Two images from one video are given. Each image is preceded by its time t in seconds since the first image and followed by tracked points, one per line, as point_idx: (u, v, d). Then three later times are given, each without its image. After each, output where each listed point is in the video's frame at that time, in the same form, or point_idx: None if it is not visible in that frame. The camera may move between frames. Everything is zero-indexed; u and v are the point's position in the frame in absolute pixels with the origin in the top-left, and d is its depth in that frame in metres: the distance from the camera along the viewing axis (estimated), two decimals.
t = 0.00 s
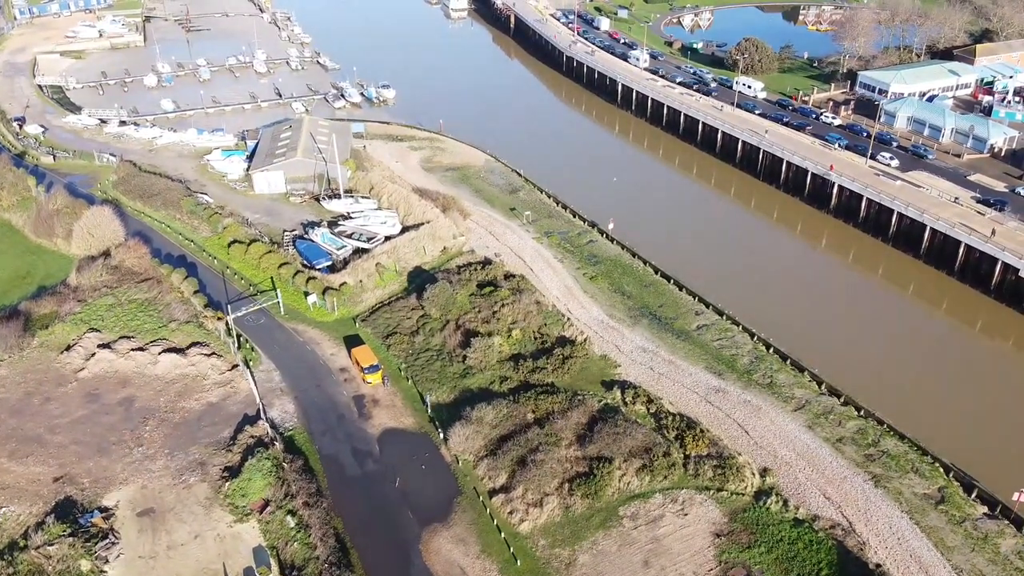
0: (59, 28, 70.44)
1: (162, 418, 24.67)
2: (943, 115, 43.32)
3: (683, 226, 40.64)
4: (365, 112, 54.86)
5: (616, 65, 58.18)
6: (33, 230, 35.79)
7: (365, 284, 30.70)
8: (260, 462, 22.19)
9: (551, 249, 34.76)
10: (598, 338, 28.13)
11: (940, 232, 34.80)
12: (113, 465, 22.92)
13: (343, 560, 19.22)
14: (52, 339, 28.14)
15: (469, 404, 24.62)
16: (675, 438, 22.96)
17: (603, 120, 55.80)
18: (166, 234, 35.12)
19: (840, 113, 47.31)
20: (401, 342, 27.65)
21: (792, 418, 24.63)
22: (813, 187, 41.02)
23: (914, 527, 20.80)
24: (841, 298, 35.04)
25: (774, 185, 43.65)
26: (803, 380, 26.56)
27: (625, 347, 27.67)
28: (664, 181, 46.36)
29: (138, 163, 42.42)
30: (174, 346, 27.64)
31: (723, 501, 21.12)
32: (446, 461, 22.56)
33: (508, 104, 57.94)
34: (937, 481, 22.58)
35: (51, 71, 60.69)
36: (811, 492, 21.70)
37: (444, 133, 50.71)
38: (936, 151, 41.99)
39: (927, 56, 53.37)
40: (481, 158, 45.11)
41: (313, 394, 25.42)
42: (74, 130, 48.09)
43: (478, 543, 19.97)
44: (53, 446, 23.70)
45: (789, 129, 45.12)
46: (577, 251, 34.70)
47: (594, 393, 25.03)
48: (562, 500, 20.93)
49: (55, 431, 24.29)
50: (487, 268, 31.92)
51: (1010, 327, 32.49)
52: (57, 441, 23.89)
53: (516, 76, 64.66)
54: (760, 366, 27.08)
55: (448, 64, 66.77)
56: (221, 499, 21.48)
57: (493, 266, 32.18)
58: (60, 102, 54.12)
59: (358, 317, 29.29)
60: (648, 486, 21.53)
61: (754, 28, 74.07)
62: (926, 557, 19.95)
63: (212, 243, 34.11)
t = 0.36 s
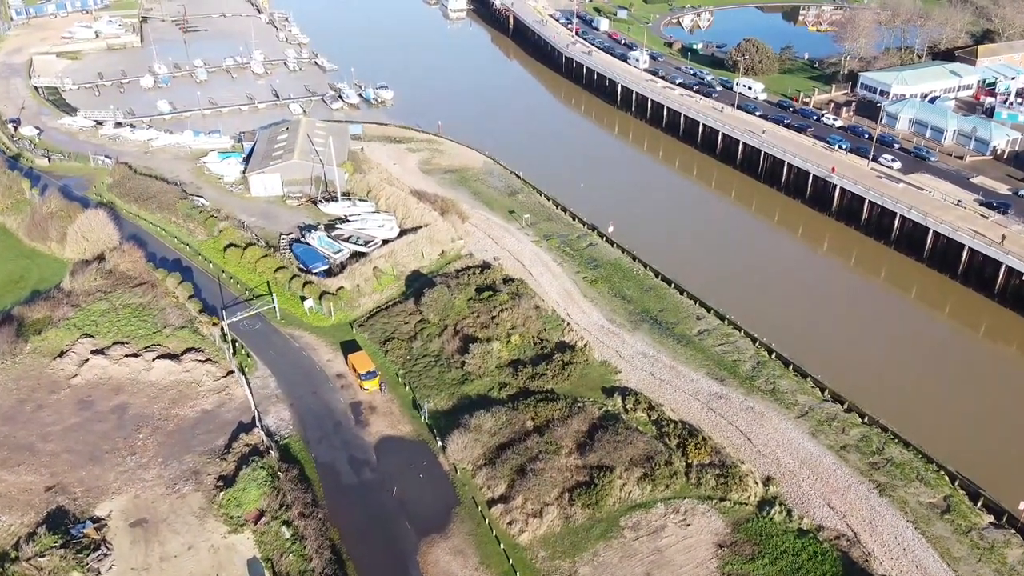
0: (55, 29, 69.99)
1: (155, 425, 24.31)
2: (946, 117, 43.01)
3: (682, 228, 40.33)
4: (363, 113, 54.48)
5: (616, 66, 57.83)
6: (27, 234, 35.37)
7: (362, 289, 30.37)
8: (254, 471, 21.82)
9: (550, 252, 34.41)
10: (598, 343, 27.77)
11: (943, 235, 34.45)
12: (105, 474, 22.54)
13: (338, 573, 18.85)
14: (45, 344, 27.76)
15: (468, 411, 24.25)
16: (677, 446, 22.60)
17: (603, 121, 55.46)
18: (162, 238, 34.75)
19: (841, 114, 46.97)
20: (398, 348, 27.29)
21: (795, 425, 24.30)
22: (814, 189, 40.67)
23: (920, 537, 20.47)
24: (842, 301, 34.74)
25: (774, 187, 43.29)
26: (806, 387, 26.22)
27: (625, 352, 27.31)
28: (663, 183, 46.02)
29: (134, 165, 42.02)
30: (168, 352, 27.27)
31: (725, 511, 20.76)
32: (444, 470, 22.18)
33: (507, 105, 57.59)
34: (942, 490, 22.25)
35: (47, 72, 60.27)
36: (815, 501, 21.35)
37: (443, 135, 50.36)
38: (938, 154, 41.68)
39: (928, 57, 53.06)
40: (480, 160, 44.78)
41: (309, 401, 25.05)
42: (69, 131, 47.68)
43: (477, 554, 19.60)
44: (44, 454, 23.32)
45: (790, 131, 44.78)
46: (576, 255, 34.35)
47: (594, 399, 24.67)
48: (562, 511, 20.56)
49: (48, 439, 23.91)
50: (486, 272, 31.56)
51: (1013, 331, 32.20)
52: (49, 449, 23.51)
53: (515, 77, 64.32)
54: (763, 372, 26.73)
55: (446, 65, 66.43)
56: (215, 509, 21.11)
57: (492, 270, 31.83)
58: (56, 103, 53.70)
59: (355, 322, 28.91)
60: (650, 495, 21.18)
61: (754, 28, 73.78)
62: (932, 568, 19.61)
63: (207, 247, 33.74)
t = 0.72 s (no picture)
0: (51, 31, 69.52)
1: (148, 437, 23.85)
2: (949, 120, 42.59)
3: (682, 231, 39.98)
4: (361, 116, 54.04)
5: (615, 68, 57.41)
6: (20, 239, 34.88)
7: (359, 296, 29.90)
8: (249, 485, 21.36)
9: (550, 258, 33.97)
10: (599, 352, 27.29)
11: (948, 241, 34.02)
12: (97, 488, 22.07)
13: None
14: (37, 353, 27.28)
15: (466, 423, 23.77)
16: (680, 459, 22.18)
17: (602, 124, 55.02)
18: (156, 243, 34.29)
19: (843, 118, 46.52)
20: (396, 357, 26.81)
21: (800, 437, 23.87)
22: (817, 193, 40.22)
23: (928, 553, 20.06)
24: (843, 306, 34.38)
25: (776, 191, 42.82)
26: (811, 397, 25.81)
27: (626, 361, 26.85)
28: (664, 186, 45.65)
29: (129, 169, 41.54)
30: (161, 361, 26.80)
31: (730, 526, 20.33)
32: (443, 483, 21.73)
33: (506, 108, 57.13)
34: (949, 503, 21.83)
35: (42, 74, 59.75)
36: (821, 516, 20.93)
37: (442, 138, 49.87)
38: (942, 157, 41.26)
39: (930, 59, 52.63)
40: (479, 164, 44.35)
41: (304, 412, 24.58)
42: (64, 134, 47.22)
43: (476, 572, 19.14)
44: (35, 467, 22.85)
45: (792, 134, 44.33)
46: (576, 261, 33.91)
47: (595, 410, 24.20)
48: (563, 526, 20.11)
49: (38, 452, 23.44)
50: (485, 279, 31.10)
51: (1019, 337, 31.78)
52: (39, 462, 23.05)
53: (514, 79, 63.89)
54: (766, 381, 26.30)
55: (445, 67, 65.98)
56: (208, 525, 20.65)
57: (491, 276, 31.38)
58: (51, 106, 53.24)
59: (352, 330, 28.43)
60: (653, 510, 20.74)
61: (754, 30, 73.37)
62: None
63: (203, 253, 33.27)
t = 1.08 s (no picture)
0: (47, 33, 68.96)
1: (140, 452, 23.30)
2: (953, 125, 42.10)
3: (682, 237, 39.51)
4: (359, 119, 53.51)
5: (615, 71, 56.91)
6: (12, 246, 34.31)
7: (356, 305, 29.32)
8: (242, 504, 20.82)
9: (551, 266, 33.44)
10: (601, 363, 26.74)
11: (954, 249, 33.51)
12: (86, 505, 21.52)
13: None
14: (27, 365, 26.73)
15: (465, 438, 23.23)
16: (684, 475, 21.68)
17: (603, 128, 54.48)
18: (150, 251, 33.74)
19: (846, 122, 46.00)
20: (393, 369, 26.25)
21: (806, 452, 23.35)
22: (821, 199, 39.71)
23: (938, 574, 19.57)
24: (846, 313, 33.92)
25: (779, 197, 42.30)
26: (817, 410, 25.30)
27: (629, 373, 26.31)
28: (664, 191, 45.17)
29: (123, 175, 40.97)
30: (154, 373, 26.25)
31: (736, 547, 19.81)
32: (441, 501, 21.19)
33: (506, 111, 56.58)
34: (959, 521, 21.31)
35: (37, 77, 59.17)
36: (829, 535, 20.43)
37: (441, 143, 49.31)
38: (947, 163, 40.77)
39: (934, 62, 52.09)
40: (478, 169, 43.84)
41: (300, 426, 24.04)
42: (58, 139, 46.66)
43: None
44: (24, 483, 22.31)
45: (794, 139, 43.83)
46: (577, 268, 33.38)
47: (597, 424, 23.67)
48: (565, 546, 19.56)
49: (27, 467, 22.89)
50: (484, 287, 30.58)
51: None
52: (29, 478, 22.50)
53: (513, 82, 63.35)
54: (771, 394, 25.77)
55: (444, 69, 65.44)
56: (200, 544, 20.12)
57: (490, 285, 30.86)
58: (46, 109, 52.70)
59: (349, 341, 27.88)
60: (656, 529, 20.22)
61: (755, 32, 72.88)
62: None
63: (197, 261, 32.72)
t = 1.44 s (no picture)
0: (42, 36, 68.34)
1: (131, 471, 22.69)
2: (959, 131, 41.54)
3: (683, 243, 38.93)
4: (357, 124, 52.93)
5: (616, 75, 56.32)
6: (3, 255, 33.65)
7: (353, 317, 28.75)
8: (234, 526, 20.22)
9: (551, 275, 32.84)
10: (603, 377, 26.14)
11: (962, 258, 32.93)
12: (75, 527, 20.92)
13: None
14: (16, 379, 26.10)
15: (464, 456, 22.61)
16: (690, 496, 21.13)
17: (603, 132, 53.90)
18: (144, 260, 33.14)
19: (850, 127, 45.42)
20: (390, 384, 25.61)
21: (814, 470, 22.78)
22: (825, 207, 39.12)
23: None
24: (850, 323, 33.32)
25: (783, 204, 41.69)
26: (825, 426, 24.70)
27: (632, 387, 25.70)
28: (666, 197, 44.58)
29: (117, 181, 40.35)
30: (146, 388, 25.64)
31: (745, 571, 19.21)
32: (440, 523, 20.58)
33: (505, 115, 55.99)
34: (972, 542, 20.73)
35: (32, 81, 58.56)
36: (839, 558, 19.87)
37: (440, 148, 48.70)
38: (953, 170, 40.19)
39: (938, 67, 51.56)
40: (478, 175, 43.27)
41: (294, 444, 23.43)
42: (52, 144, 46.02)
43: None
44: (11, 504, 21.69)
45: (798, 144, 43.23)
46: (578, 278, 32.80)
47: (600, 442, 23.07)
48: (567, 571, 18.95)
49: (15, 486, 22.28)
50: (484, 298, 29.98)
51: None
52: (16, 497, 21.89)
53: (512, 85, 62.79)
54: (778, 410, 25.18)
55: (442, 72, 64.87)
56: (192, 569, 19.51)
57: (490, 295, 30.28)
58: (40, 114, 52.08)
59: (345, 354, 27.25)
60: (662, 553, 19.63)
61: (757, 35, 72.32)
62: None
63: (191, 270, 32.13)
